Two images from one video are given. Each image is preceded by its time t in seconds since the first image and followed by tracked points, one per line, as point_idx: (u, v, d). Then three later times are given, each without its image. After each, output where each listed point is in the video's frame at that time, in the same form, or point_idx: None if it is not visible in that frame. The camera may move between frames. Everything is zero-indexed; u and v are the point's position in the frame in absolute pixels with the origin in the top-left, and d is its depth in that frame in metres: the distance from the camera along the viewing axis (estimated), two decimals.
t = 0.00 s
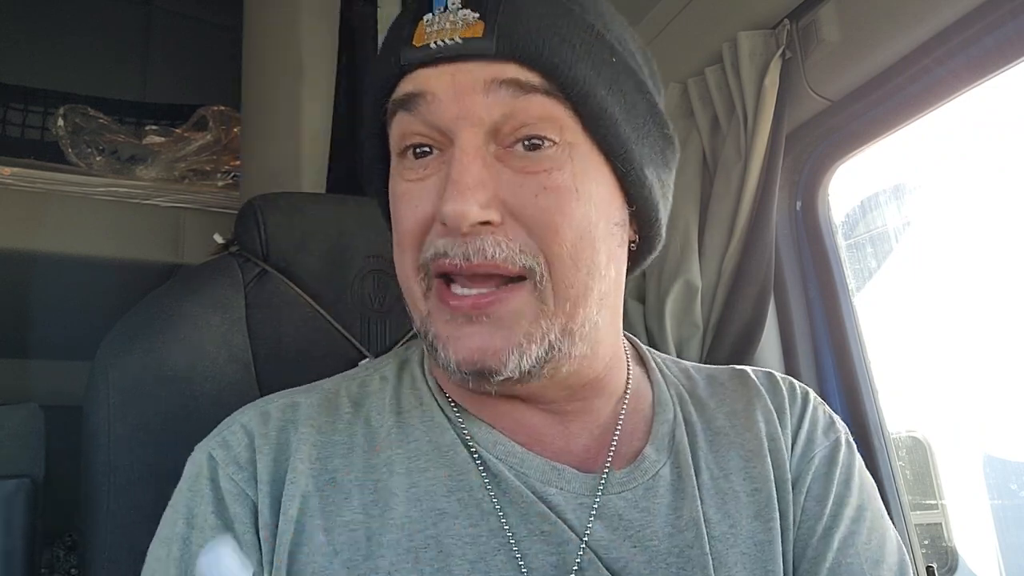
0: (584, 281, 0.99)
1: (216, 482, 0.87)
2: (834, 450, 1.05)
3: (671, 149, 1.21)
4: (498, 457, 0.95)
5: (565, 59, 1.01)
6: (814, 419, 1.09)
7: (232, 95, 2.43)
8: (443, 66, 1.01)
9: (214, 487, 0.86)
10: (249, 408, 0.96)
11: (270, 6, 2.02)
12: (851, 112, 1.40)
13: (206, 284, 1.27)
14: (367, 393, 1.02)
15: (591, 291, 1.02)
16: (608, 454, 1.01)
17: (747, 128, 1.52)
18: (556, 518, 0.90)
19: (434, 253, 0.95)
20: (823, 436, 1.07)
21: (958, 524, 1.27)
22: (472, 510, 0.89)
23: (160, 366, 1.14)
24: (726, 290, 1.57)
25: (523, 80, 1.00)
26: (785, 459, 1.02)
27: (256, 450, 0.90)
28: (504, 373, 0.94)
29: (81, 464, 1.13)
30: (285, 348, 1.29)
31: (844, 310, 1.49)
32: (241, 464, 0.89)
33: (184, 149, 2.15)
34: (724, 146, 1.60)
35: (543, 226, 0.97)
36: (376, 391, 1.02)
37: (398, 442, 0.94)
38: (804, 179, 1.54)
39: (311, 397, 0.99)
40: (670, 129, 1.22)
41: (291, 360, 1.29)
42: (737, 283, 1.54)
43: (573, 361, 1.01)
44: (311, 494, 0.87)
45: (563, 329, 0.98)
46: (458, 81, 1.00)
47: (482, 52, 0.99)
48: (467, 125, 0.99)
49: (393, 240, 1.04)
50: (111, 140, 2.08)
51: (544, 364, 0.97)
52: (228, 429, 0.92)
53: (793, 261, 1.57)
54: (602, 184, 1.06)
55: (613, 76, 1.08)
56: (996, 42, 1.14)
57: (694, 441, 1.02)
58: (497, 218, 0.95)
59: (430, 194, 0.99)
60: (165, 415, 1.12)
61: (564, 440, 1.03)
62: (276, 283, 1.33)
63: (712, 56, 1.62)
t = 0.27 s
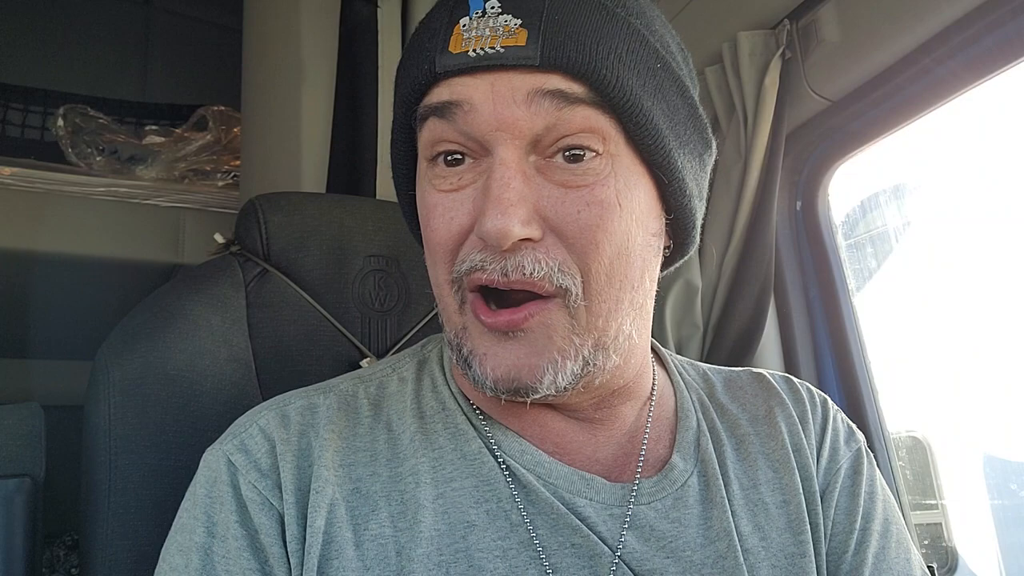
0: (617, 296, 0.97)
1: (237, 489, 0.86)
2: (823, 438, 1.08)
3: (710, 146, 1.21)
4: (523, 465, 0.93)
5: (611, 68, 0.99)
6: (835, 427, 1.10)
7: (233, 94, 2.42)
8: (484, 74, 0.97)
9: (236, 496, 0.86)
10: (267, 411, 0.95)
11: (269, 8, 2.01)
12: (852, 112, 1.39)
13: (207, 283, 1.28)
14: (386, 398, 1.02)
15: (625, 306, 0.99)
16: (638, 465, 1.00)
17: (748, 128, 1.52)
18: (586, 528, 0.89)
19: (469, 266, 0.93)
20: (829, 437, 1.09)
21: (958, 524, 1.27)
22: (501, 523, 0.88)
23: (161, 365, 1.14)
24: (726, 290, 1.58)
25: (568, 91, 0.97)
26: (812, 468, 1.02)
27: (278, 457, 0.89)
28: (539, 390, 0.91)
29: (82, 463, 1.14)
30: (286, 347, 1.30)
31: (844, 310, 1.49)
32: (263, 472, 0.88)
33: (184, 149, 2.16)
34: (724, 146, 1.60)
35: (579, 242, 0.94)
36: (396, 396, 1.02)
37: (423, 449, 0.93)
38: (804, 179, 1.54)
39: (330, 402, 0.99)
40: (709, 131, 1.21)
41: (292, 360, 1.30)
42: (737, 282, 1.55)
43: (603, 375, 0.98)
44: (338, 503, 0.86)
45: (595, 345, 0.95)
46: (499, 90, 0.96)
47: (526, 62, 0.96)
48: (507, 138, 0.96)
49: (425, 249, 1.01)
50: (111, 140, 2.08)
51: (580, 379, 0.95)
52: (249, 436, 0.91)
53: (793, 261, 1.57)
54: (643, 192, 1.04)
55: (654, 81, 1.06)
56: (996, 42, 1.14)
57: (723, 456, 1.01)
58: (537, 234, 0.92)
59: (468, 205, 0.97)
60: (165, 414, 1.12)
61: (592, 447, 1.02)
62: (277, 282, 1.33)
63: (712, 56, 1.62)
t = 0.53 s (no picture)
0: (629, 270, 0.96)
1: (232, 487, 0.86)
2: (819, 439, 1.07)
3: (714, 132, 1.21)
4: (526, 461, 0.93)
5: (618, 35, 0.99)
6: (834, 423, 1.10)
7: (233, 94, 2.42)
8: (491, 41, 0.98)
9: (231, 494, 0.85)
10: (264, 407, 0.94)
11: (269, 8, 2.02)
12: (852, 112, 1.39)
13: (207, 283, 1.28)
14: (385, 392, 1.01)
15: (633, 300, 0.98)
16: (641, 461, 0.99)
17: (748, 128, 1.52)
18: (590, 526, 0.89)
19: (472, 239, 0.93)
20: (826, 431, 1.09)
21: (958, 523, 1.27)
22: (502, 520, 0.88)
23: (161, 365, 1.14)
24: (726, 290, 1.58)
25: (576, 57, 0.98)
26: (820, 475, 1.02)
27: (274, 454, 0.88)
28: (549, 369, 0.91)
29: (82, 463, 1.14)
30: (286, 348, 1.30)
31: (844, 310, 1.49)
32: (259, 469, 0.87)
33: (184, 149, 2.15)
34: (724, 146, 1.60)
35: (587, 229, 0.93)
36: (395, 390, 1.01)
37: (423, 444, 0.92)
38: (804, 180, 1.54)
39: (328, 396, 0.98)
40: (714, 118, 1.21)
41: (292, 360, 1.30)
42: (737, 282, 1.55)
43: (612, 357, 0.98)
44: (336, 501, 0.86)
45: (607, 324, 0.95)
46: (506, 55, 0.97)
47: (532, 27, 0.96)
48: (512, 103, 0.96)
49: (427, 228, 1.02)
50: (110, 140, 2.08)
51: (589, 358, 0.94)
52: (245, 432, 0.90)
53: (793, 261, 1.57)
54: (649, 169, 1.04)
55: (660, 55, 1.06)
56: (996, 42, 1.14)
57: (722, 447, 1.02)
58: (544, 200, 0.92)
59: (472, 176, 0.96)
60: (166, 414, 1.12)
61: (596, 443, 1.01)
62: (277, 281, 1.34)
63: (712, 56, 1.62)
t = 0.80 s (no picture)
0: (577, 279, 0.98)
1: (174, 523, 0.83)
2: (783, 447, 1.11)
3: (660, 121, 1.23)
4: (491, 475, 0.92)
5: (558, 36, 0.99)
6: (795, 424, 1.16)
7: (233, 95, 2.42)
8: (422, 47, 0.97)
9: (174, 530, 0.82)
10: (206, 432, 0.90)
11: (269, 8, 2.03)
12: (851, 112, 1.39)
13: (206, 284, 1.28)
14: (336, 408, 0.98)
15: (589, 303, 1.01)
16: (606, 465, 1.01)
17: (747, 128, 1.52)
18: (560, 539, 0.89)
19: (418, 261, 0.91)
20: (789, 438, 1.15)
21: (958, 523, 1.27)
22: (469, 540, 0.87)
23: (160, 365, 1.14)
24: (726, 290, 1.58)
25: (513, 60, 0.97)
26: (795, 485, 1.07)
27: (218, 485, 0.85)
28: (500, 380, 0.91)
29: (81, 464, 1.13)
30: (285, 348, 1.29)
31: (844, 310, 1.49)
32: (203, 502, 0.84)
33: (184, 149, 2.16)
34: (724, 146, 1.60)
35: (538, 233, 0.94)
36: (346, 405, 0.99)
37: (380, 465, 0.90)
38: (804, 179, 1.54)
39: (274, 416, 0.95)
40: (658, 106, 1.23)
41: (292, 360, 1.29)
42: (737, 282, 1.55)
43: (567, 364, 1.00)
44: (290, 530, 0.83)
45: (557, 334, 0.96)
46: (437, 62, 0.96)
47: (465, 31, 0.95)
48: (451, 112, 0.95)
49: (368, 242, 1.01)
50: (110, 140, 2.08)
51: (543, 368, 0.96)
52: (186, 461, 0.87)
53: (793, 262, 1.57)
54: (596, 169, 1.05)
55: (601, 51, 1.07)
56: (996, 42, 1.13)
57: (692, 444, 1.06)
58: (487, 217, 0.92)
59: (413, 191, 0.95)
60: (164, 415, 1.12)
61: (562, 452, 1.03)
62: (275, 281, 1.34)
63: (712, 56, 1.62)
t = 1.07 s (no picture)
0: (545, 285, 0.98)
1: (120, 547, 0.83)
2: (751, 444, 1.14)
3: (618, 116, 1.23)
4: (450, 485, 0.93)
5: (515, 38, 0.97)
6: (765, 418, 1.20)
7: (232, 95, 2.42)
8: (370, 51, 0.93)
9: (118, 553, 0.82)
10: (151, 450, 0.90)
11: (269, 9, 2.02)
12: (851, 112, 1.38)
13: (205, 283, 1.28)
14: (288, 421, 0.99)
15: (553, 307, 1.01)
16: (567, 470, 1.02)
17: (747, 128, 1.52)
18: (523, 549, 0.89)
19: (374, 271, 0.91)
20: (760, 433, 1.19)
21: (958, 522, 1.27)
22: (429, 553, 0.87)
23: (158, 366, 1.14)
24: (726, 289, 1.57)
25: (469, 65, 0.95)
26: (769, 478, 1.10)
27: (165, 506, 0.85)
28: (464, 396, 0.91)
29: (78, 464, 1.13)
30: (284, 347, 1.29)
31: (844, 310, 1.49)
32: (148, 523, 0.84)
33: (184, 149, 2.17)
34: (724, 146, 1.59)
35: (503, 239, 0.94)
36: (299, 417, 0.99)
37: (334, 480, 0.90)
38: (804, 179, 1.54)
39: (222, 430, 0.95)
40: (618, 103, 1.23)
41: (291, 360, 1.29)
42: (737, 282, 1.55)
43: (530, 372, 1.00)
44: (242, 550, 0.83)
45: (522, 342, 0.96)
46: (388, 68, 0.92)
47: (415, 36, 0.92)
48: (405, 121, 0.92)
49: (318, 252, 0.99)
50: (110, 140, 2.09)
51: (508, 379, 0.96)
52: (131, 481, 0.87)
53: (793, 262, 1.56)
54: (556, 172, 1.04)
55: (557, 50, 1.05)
56: (996, 42, 1.13)
57: (661, 443, 1.09)
58: (446, 229, 0.91)
59: (366, 201, 0.93)
60: (163, 415, 1.12)
61: (523, 458, 1.03)
62: (273, 282, 1.34)
63: (712, 56, 1.62)
